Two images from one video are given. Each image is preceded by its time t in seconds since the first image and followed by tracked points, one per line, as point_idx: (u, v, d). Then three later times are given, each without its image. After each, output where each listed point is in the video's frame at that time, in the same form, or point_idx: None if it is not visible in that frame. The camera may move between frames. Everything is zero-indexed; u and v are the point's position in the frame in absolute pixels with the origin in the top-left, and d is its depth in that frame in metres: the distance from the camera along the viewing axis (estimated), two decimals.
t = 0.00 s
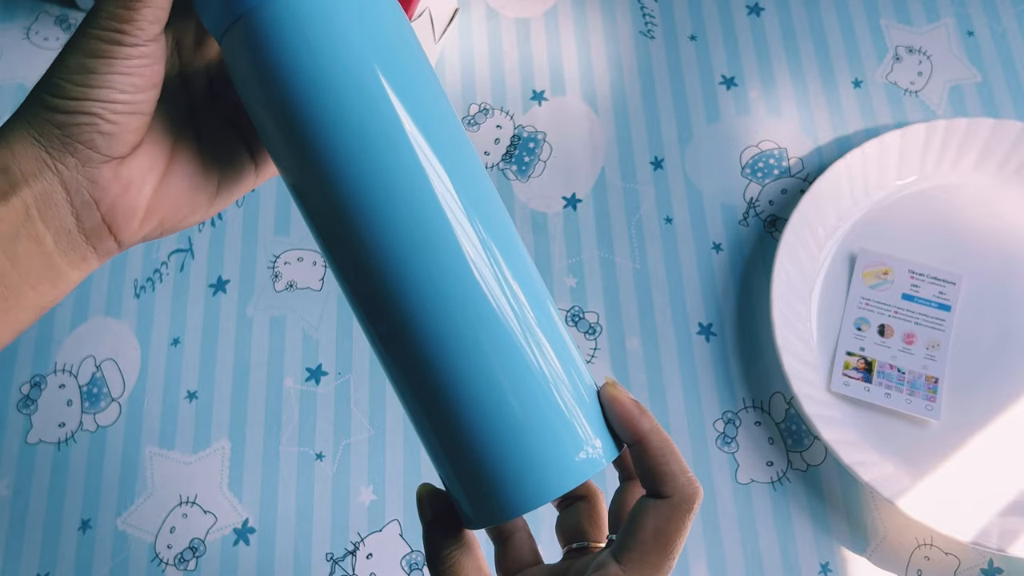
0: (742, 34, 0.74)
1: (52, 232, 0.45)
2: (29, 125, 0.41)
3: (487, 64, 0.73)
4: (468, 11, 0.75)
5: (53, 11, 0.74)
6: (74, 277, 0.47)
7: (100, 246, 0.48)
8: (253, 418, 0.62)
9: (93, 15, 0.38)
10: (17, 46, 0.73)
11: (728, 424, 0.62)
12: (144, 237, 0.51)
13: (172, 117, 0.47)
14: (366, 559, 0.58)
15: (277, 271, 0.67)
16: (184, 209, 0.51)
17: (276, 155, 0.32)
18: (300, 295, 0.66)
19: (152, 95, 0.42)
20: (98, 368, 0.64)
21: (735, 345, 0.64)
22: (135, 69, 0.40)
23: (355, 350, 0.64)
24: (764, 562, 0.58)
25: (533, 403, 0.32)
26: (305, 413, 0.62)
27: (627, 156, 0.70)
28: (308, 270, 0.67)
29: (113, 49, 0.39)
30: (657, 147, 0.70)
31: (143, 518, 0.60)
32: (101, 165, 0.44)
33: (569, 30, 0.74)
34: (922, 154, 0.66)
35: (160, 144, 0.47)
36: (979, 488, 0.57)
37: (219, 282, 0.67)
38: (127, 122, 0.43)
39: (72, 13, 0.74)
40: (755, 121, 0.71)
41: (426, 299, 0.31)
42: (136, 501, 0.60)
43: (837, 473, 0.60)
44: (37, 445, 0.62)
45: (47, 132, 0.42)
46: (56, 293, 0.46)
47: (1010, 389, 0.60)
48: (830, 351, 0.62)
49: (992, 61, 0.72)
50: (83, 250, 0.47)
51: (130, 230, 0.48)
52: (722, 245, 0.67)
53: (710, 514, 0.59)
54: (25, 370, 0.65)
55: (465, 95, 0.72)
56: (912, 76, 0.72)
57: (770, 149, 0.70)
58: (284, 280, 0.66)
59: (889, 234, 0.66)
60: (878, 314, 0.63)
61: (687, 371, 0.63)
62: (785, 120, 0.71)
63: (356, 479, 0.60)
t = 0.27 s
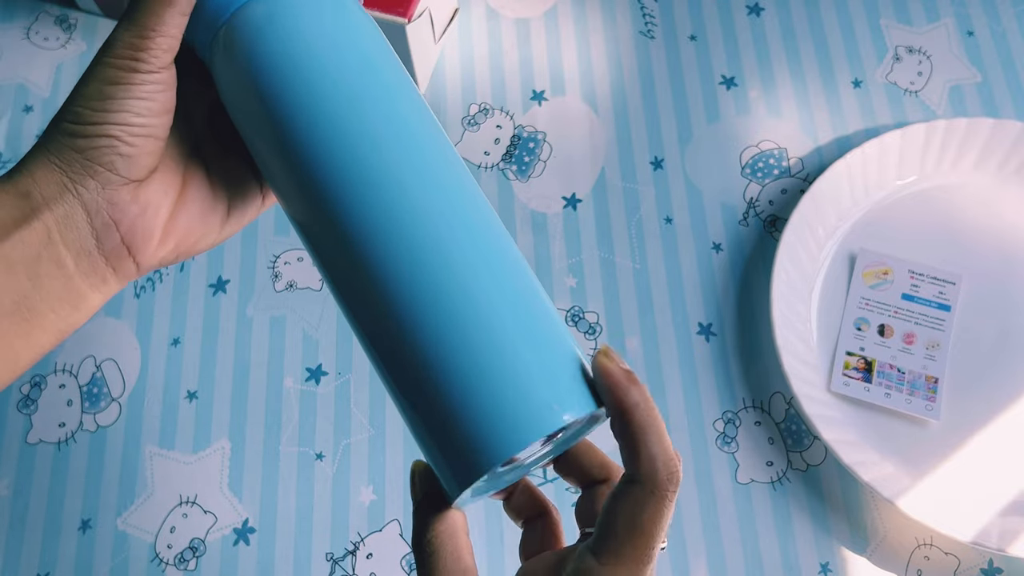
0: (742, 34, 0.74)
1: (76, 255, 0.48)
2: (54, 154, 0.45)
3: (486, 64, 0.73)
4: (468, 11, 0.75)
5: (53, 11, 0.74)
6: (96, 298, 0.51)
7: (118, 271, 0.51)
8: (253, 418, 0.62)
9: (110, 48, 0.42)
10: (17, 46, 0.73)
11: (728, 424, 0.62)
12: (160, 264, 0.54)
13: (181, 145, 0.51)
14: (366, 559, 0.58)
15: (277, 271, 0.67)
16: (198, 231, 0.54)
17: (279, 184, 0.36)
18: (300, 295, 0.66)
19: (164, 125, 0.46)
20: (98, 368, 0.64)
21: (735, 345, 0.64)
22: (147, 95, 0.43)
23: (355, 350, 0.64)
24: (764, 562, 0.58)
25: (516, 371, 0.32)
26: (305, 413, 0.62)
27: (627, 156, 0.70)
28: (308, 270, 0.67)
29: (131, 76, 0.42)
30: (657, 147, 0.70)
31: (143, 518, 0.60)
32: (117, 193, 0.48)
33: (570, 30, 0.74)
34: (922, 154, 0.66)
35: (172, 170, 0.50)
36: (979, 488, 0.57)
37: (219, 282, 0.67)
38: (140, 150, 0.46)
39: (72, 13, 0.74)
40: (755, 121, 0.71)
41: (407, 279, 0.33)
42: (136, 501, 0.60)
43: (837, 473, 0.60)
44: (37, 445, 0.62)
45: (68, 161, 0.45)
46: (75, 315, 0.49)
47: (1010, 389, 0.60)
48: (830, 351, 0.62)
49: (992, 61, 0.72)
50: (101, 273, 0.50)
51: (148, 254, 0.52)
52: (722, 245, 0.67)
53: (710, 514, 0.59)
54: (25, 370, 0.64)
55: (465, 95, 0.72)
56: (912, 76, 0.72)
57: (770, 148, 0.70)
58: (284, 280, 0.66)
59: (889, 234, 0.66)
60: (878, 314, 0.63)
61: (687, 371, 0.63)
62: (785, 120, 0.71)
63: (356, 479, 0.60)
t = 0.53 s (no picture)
0: (742, 34, 0.74)
1: (98, 323, 0.52)
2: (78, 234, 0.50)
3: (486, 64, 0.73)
4: (468, 11, 0.75)
5: (53, 11, 0.74)
6: (112, 368, 0.54)
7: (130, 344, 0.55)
8: (254, 418, 0.62)
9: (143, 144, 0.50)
10: (17, 46, 0.73)
11: (728, 424, 0.62)
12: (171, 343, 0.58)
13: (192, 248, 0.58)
14: (366, 559, 0.58)
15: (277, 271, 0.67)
16: (208, 311, 0.58)
17: (260, 228, 0.37)
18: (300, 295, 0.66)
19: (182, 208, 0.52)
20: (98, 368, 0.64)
21: (735, 345, 0.64)
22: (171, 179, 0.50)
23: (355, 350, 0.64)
24: (764, 562, 0.58)
25: (446, 217, 0.31)
26: (305, 413, 0.62)
27: (628, 156, 0.70)
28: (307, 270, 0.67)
29: (160, 166, 0.50)
30: (657, 147, 0.70)
31: (143, 518, 0.60)
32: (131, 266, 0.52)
33: (570, 31, 0.74)
34: (922, 154, 0.66)
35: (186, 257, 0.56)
36: (978, 487, 0.57)
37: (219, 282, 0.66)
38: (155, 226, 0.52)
39: (72, 13, 0.74)
40: (755, 121, 0.71)
41: (348, 187, 0.32)
42: (137, 501, 0.60)
43: (837, 473, 0.60)
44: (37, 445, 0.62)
45: (94, 238, 0.50)
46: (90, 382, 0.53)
47: (1010, 389, 0.60)
48: (830, 351, 0.62)
49: (992, 61, 0.72)
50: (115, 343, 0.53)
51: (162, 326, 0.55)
52: (722, 245, 0.67)
53: (710, 514, 0.60)
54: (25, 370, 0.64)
55: (465, 95, 0.72)
56: (912, 76, 0.72)
57: (770, 149, 0.70)
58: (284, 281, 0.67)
59: (889, 234, 0.66)
60: (878, 314, 0.63)
61: (687, 370, 0.63)
62: (785, 120, 0.71)
63: (356, 479, 0.61)
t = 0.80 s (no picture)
0: (742, 34, 0.74)
1: (120, 388, 0.51)
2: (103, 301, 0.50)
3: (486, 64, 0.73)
4: (468, 11, 0.75)
5: (52, 11, 0.74)
6: (131, 433, 0.53)
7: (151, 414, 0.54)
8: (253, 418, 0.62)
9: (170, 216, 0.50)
10: (16, 45, 0.72)
11: (728, 424, 0.61)
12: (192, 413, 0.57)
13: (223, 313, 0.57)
14: (366, 560, 0.58)
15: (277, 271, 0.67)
16: (229, 379, 0.56)
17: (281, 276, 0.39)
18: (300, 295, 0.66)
19: (206, 277, 0.52)
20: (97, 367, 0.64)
21: (735, 345, 0.64)
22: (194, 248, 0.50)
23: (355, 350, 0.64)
24: (764, 562, 0.58)
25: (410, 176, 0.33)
26: (304, 413, 0.62)
27: (628, 155, 0.70)
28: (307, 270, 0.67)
29: (188, 234, 0.50)
30: (657, 147, 0.70)
31: (143, 518, 0.59)
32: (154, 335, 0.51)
33: (570, 31, 0.74)
34: (923, 154, 0.66)
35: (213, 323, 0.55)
36: (979, 488, 0.57)
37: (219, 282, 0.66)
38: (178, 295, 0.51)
39: (72, 13, 0.74)
40: (755, 121, 0.71)
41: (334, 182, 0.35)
42: (136, 501, 0.60)
43: (837, 473, 0.60)
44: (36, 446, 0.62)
45: (125, 302, 0.50)
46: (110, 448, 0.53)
47: (1011, 389, 0.60)
48: (830, 351, 0.62)
49: (992, 61, 0.72)
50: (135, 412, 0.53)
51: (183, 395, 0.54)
52: (722, 245, 0.67)
53: (711, 514, 0.59)
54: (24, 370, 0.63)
55: (465, 95, 0.72)
56: (912, 76, 0.72)
57: (770, 149, 0.70)
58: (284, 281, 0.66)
59: (889, 234, 0.66)
60: (878, 314, 0.63)
61: (688, 371, 0.63)
62: (785, 120, 0.71)
63: (356, 479, 0.60)
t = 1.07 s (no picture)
0: (742, 34, 0.74)
1: (146, 422, 0.51)
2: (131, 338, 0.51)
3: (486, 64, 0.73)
4: (468, 10, 0.75)
5: (52, 11, 0.73)
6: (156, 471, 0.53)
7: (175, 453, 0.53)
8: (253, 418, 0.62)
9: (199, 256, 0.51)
10: (15, 45, 0.72)
11: (728, 424, 0.61)
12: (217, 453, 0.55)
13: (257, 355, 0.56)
14: (366, 560, 0.58)
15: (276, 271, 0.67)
16: (253, 419, 0.54)
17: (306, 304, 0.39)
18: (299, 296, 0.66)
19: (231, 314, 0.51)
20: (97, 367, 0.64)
21: (735, 345, 0.64)
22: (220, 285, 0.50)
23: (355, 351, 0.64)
24: (764, 562, 0.58)
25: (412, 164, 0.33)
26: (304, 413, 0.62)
27: (628, 155, 0.70)
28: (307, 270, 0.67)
29: (211, 273, 0.49)
30: (657, 147, 0.70)
31: (142, 518, 0.59)
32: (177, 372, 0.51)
33: (570, 30, 0.74)
34: (923, 154, 0.66)
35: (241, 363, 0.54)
36: (980, 488, 0.57)
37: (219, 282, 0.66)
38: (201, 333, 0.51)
39: (71, 13, 0.74)
40: (755, 121, 0.71)
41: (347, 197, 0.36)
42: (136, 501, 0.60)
43: (837, 473, 0.60)
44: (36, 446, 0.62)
45: (151, 339, 0.51)
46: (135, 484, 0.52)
47: (1011, 389, 0.60)
48: (830, 351, 0.62)
49: (992, 61, 0.72)
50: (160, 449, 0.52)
51: (205, 433, 0.52)
52: (722, 245, 0.67)
53: (711, 514, 0.59)
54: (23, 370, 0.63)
55: (465, 95, 0.72)
56: (912, 76, 0.72)
57: (770, 149, 0.70)
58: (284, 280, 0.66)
59: (889, 234, 0.66)
60: (878, 314, 0.63)
61: (688, 370, 0.63)
62: (785, 120, 0.71)
63: (356, 479, 0.60)
